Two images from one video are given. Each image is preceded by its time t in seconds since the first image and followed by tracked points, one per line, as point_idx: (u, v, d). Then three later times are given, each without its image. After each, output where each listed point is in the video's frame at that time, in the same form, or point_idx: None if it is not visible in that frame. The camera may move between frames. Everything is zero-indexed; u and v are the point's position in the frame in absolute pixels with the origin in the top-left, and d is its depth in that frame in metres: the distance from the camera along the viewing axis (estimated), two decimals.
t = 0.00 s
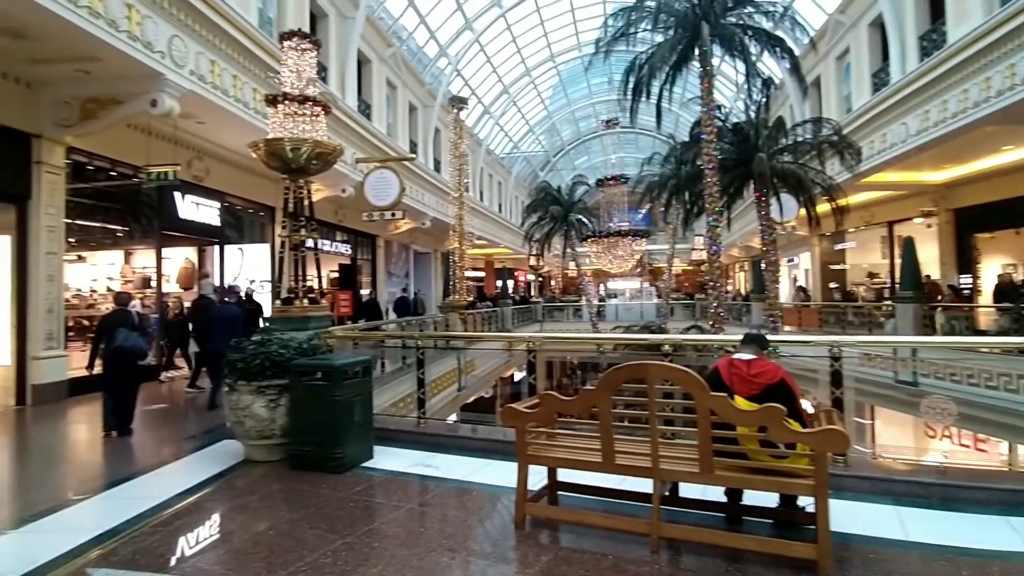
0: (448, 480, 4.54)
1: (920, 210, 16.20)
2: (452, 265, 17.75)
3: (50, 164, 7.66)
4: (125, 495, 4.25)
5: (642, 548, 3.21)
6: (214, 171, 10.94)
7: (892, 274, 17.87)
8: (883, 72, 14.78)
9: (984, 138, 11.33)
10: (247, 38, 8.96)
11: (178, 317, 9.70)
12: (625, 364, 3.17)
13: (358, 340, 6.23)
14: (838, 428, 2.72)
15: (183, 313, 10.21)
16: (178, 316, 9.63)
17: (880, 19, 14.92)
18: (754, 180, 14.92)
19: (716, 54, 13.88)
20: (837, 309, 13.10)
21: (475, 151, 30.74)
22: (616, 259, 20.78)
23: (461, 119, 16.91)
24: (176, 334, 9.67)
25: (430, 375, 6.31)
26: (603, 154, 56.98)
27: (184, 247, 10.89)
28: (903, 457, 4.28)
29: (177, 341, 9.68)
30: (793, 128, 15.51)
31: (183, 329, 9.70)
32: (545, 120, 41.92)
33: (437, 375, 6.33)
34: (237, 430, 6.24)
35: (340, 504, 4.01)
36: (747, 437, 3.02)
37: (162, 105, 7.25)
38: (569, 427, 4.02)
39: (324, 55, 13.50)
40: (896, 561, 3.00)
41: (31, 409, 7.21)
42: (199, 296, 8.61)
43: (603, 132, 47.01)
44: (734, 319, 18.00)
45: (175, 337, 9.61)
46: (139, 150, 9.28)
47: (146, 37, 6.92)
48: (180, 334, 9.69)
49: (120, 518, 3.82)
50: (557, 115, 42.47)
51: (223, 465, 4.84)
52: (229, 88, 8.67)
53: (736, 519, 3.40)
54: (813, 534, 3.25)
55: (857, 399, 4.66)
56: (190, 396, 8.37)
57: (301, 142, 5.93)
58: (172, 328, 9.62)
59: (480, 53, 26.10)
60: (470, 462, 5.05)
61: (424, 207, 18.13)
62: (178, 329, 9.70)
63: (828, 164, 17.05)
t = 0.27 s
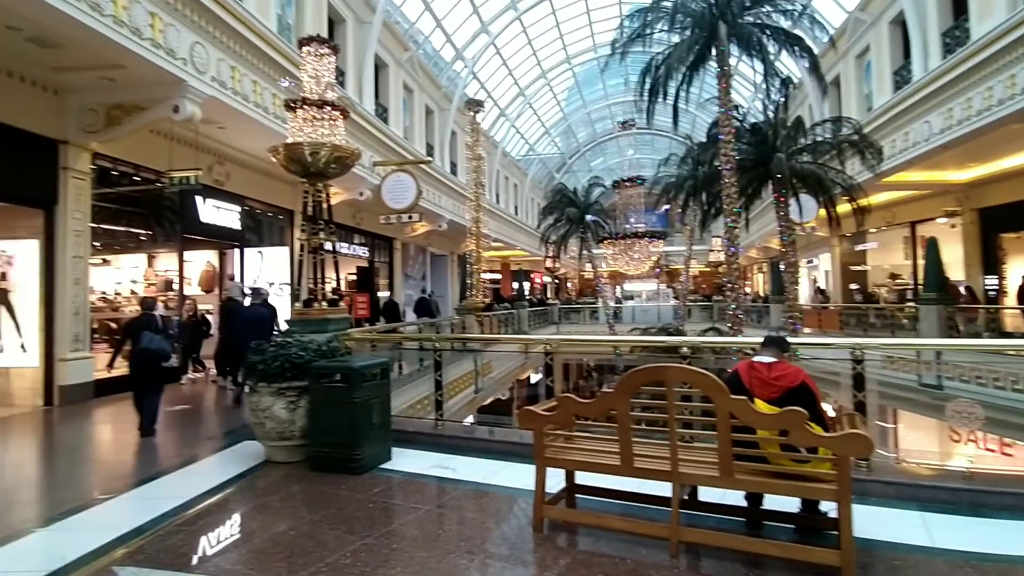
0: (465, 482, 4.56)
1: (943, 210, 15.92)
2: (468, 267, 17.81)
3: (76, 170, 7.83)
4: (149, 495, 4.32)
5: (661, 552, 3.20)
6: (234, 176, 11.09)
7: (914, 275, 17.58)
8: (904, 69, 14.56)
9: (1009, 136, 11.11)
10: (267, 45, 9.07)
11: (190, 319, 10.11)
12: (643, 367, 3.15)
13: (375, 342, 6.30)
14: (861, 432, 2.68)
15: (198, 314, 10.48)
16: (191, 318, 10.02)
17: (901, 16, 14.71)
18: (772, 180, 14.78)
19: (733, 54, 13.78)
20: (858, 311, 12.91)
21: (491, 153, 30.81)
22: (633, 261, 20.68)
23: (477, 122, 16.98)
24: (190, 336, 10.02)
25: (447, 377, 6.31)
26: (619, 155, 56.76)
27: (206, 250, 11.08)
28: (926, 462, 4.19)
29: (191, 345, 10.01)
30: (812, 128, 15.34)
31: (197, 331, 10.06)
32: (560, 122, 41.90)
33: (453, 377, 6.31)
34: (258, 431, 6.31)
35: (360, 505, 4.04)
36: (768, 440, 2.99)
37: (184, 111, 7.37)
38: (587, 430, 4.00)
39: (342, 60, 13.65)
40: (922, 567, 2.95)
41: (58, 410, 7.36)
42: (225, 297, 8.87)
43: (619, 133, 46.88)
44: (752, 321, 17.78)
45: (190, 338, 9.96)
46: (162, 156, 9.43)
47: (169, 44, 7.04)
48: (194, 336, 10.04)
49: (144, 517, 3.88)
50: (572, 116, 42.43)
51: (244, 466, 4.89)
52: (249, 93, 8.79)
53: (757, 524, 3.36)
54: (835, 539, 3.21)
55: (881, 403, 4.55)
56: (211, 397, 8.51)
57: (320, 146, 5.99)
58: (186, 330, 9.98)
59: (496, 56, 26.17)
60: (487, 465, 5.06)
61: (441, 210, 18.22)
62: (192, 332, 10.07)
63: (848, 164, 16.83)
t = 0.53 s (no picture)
0: (488, 484, 4.57)
1: (974, 209, 15.55)
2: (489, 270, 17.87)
3: (108, 177, 8.03)
4: (178, 494, 4.41)
5: (687, 556, 3.17)
6: (260, 181, 11.28)
7: (944, 275, 17.20)
8: (932, 65, 14.25)
9: None
10: (292, 52, 9.22)
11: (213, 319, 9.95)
12: (667, 370, 3.13)
13: (399, 345, 6.31)
14: (892, 436, 2.64)
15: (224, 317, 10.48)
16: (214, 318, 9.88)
17: (928, 11, 14.41)
18: (797, 180, 14.58)
19: (755, 53, 13.63)
20: (885, 312, 12.66)
21: (511, 156, 30.86)
22: (654, 263, 20.52)
23: (498, 125, 17.03)
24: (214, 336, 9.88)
25: (470, 379, 6.39)
26: (640, 156, 56.44)
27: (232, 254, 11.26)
28: (958, 467, 4.13)
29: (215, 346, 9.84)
30: (837, 127, 15.10)
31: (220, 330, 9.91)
32: (581, 124, 41.82)
33: (476, 379, 6.39)
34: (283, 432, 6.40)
35: (384, 506, 4.07)
36: (795, 444, 2.95)
37: (211, 117, 7.52)
38: (610, 433, 3.98)
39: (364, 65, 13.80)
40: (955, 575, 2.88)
41: (91, 411, 7.54)
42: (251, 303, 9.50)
43: (639, 134, 46.63)
44: (777, 323, 17.32)
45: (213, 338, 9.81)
46: (190, 162, 9.63)
47: (196, 53, 7.19)
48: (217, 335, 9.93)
49: (175, 516, 3.96)
50: (593, 118, 42.31)
51: (271, 467, 4.97)
52: (274, 100, 8.93)
53: (784, 529, 3.32)
54: (865, 546, 3.15)
55: (910, 406, 4.49)
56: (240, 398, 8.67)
57: (343, 151, 6.07)
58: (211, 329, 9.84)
59: (516, 59, 26.22)
60: (510, 467, 5.07)
61: (462, 213, 18.31)
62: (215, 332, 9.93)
63: (875, 163, 16.54)
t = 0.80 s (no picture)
0: (511, 486, 4.57)
1: (1006, 208, 15.16)
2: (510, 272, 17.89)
3: (139, 182, 8.22)
4: (207, 493, 4.49)
5: (712, 560, 3.14)
6: (285, 185, 11.45)
7: (975, 276, 16.79)
8: (962, 62, 13.93)
9: None
10: (316, 58, 9.34)
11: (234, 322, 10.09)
12: (691, 373, 3.12)
13: (419, 347, 6.30)
14: (924, 441, 2.59)
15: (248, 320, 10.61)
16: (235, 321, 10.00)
17: (957, 6, 14.10)
18: (822, 180, 14.36)
19: (779, 52, 13.47)
20: (914, 314, 12.40)
21: (531, 158, 30.86)
22: (676, 264, 20.35)
23: (518, 127, 17.05)
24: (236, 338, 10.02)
25: (491, 380, 6.37)
26: (661, 157, 56.05)
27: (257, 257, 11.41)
28: (990, 472, 4.03)
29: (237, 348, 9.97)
30: (863, 126, 14.85)
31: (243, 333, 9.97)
32: (600, 126, 41.68)
33: (498, 380, 6.37)
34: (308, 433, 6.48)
35: (408, 507, 4.10)
36: (823, 449, 2.91)
37: (237, 123, 7.65)
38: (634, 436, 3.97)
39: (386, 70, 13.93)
40: None
41: (122, 411, 7.71)
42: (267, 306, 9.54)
43: (660, 135, 46.31)
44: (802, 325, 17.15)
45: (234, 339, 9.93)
46: (217, 167, 9.82)
47: (223, 60, 7.33)
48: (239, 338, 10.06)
49: (204, 514, 4.04)
50: (613, 119, 42.14)
51: (297, 467, 5.04)
52: (298, 105, 9.05)
53: (812, 534, 3.27)
54: (896, 552, 3.10)
55: (941, 411, 4.41)
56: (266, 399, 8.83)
57: (366, 155, 6.14)
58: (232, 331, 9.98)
59: (536, 61, 26.23)
60: (532, 469, 5.07)
61: (483, 215, 18.37)
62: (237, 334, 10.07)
63: (902, 161, 16.23)
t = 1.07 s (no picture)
0: (529, 489, 4.58)
1: None
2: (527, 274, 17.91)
3: (163, 187, 8.38)
4: (229, 494, 4.56)
5: (733, 566, 3.12)
6: (304, 189, 11.60)
7: (1002, 278, 16.44)
8: (987, 59, 13.67)
9: None
10: (336, 64, 9.45)
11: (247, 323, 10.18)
12: (711, 377, 3.10)
13: (438, 350, 6.39)
14: (950, 446, 2.55)
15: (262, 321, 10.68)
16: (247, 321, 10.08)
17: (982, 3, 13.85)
18: (843, 181, 14.17)
19: (798, 52, 13.33)
20: (939, 317, 12.17)
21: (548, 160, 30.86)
22: (694, 267, 20.18)
23: (535, 130, 17.07)
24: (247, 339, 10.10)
25: (511, 382, 6.39)
26: (679, 159, 55.72)
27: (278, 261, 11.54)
28: (1017, 478, 3.95)
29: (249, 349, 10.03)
30: (885, 125, 14.64)
31: (258, 335, 9.97)
32: (617, 127, 41.54)
33: (517, 382, 6.39)
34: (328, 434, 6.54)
35: (427, 509, 4.13)
36: (846, 453, 2.88)
37: (258, 128, 7.77)
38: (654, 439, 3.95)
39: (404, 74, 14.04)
40: None
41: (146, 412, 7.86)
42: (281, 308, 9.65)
43: (677, 137, 46.05)
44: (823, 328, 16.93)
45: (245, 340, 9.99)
46: (239, 172, 9.96)
47: (245, 66, 7.45)
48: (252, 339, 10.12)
49: (226, 514, 4.10)
50: (630, 121, 42.00)
51: (317, 468, 5.09)
52: (318, 110, 9.16)
53: (835, 540, 3.23)
54: (921, 560, 3.05)
55: (967, 416, 4.35)
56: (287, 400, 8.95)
57: (385, 159, 6.20)
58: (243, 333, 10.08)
59: (552, 63, 26.25)
60: (550, 471, 5.07)
61: (500, 218, 18.42)
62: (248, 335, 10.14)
63: (926, 161, 15.97)
